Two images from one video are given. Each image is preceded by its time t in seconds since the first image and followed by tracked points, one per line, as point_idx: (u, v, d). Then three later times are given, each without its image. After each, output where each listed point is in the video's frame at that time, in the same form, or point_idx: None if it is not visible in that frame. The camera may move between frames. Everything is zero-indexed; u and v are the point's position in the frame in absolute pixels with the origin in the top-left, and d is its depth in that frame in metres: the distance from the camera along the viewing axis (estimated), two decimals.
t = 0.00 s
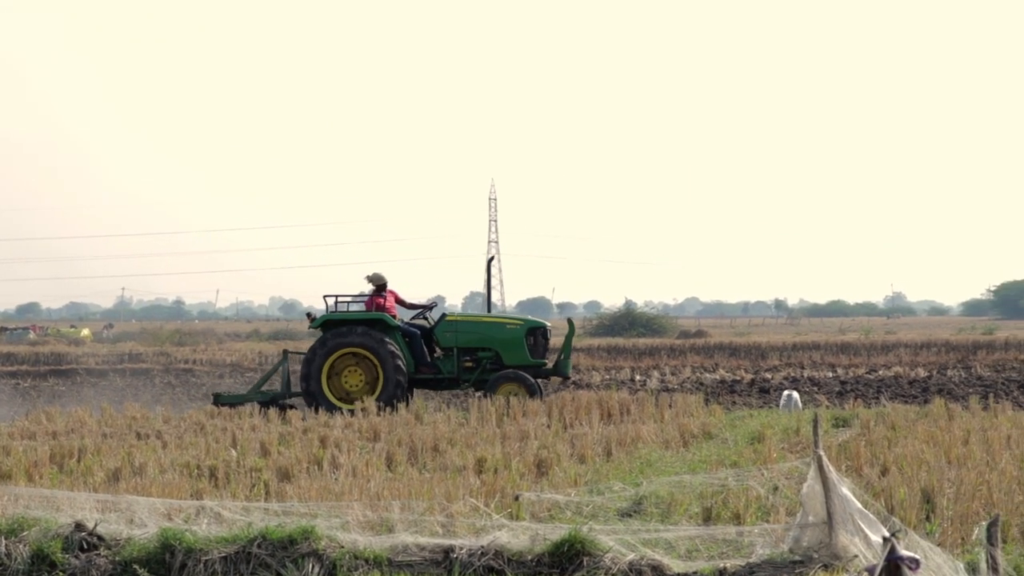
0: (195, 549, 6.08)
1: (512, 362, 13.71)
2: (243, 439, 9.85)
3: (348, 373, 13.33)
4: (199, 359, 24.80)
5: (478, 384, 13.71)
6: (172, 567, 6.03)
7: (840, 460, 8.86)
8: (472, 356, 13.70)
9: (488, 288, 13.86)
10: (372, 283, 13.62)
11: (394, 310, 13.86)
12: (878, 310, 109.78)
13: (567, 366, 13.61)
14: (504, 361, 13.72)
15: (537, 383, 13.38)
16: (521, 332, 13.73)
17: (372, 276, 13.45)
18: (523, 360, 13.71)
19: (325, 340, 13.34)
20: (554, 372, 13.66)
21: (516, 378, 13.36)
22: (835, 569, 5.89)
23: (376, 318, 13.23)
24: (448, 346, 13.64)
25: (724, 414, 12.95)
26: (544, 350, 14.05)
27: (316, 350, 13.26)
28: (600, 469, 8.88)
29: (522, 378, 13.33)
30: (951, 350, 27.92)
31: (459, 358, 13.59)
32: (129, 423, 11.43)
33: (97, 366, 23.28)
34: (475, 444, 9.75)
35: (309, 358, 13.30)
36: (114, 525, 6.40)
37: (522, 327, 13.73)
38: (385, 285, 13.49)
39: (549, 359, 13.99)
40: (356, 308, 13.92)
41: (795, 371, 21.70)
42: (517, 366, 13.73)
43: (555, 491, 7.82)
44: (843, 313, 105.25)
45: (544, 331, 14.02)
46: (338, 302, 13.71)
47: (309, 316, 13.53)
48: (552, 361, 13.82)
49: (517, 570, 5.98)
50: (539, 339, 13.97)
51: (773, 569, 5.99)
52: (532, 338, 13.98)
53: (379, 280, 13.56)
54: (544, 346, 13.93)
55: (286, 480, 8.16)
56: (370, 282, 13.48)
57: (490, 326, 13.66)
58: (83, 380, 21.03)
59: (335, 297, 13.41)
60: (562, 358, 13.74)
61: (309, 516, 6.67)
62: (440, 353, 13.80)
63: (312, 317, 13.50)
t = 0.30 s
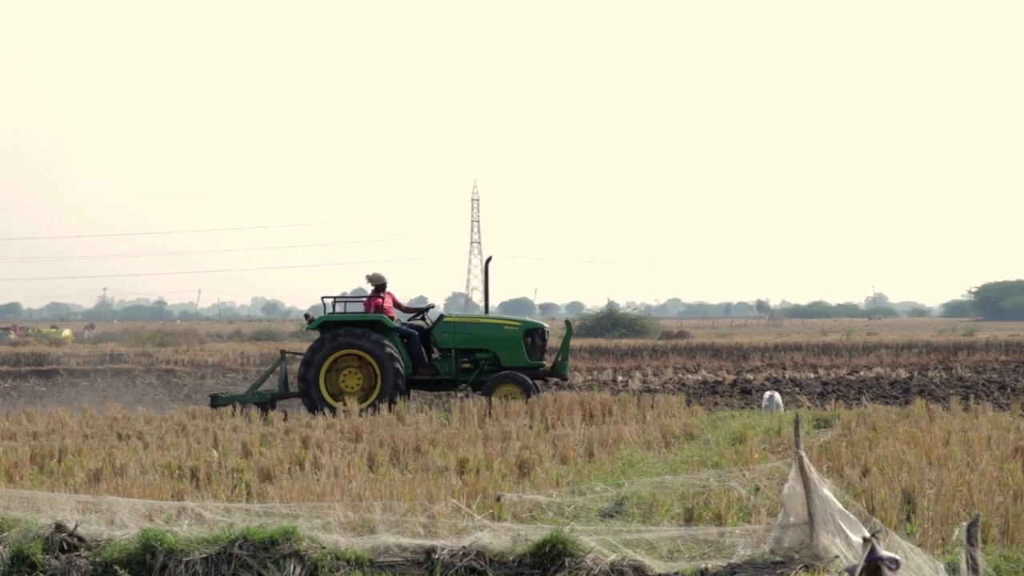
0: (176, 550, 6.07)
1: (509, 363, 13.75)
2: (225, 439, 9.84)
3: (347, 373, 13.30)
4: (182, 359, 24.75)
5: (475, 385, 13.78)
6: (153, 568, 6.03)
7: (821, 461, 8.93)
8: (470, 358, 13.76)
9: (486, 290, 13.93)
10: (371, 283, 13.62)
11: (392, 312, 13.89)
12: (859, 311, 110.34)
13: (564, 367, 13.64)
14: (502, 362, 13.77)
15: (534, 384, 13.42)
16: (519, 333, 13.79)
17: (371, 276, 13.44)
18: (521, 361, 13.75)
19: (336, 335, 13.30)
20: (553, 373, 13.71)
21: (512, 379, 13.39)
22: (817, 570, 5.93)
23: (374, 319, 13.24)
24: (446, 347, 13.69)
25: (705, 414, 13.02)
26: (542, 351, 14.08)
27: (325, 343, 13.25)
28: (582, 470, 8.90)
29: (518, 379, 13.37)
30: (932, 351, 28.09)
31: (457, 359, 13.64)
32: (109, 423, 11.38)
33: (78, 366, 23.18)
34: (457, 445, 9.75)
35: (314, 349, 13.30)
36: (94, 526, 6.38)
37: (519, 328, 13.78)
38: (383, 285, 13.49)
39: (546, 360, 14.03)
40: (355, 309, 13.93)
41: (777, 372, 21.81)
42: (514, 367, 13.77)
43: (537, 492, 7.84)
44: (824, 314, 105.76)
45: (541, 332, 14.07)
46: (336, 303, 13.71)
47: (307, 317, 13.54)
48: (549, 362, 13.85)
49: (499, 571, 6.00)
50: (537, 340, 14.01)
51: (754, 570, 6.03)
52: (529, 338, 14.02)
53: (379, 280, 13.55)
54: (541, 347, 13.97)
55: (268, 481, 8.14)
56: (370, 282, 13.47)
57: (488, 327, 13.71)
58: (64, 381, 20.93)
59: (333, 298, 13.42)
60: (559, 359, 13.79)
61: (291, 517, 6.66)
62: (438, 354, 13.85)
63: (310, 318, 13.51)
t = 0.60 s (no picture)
0: (159, 551, 6.06)
1: (507, 363, 13.84)
2: (209, 440, 9.82)
3: (348, 373, 13.30)
4: (165, 359, 24.63)
5: (473, 385, 13.88)
6: (135, 570, 6.01)
7: (805, 462, 8.97)
8: (468, 358, 13.87)
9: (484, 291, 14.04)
10: (370, 283, 13.61)
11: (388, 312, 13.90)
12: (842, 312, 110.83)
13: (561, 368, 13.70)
14: (500, 363, 13.86)
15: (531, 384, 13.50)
16: (516, 333, 13.88)
17: (370, 277, 13.44)
18: (519, 362, 13.84)
19: (348, 333, 13.27)
20: (552, 375, 13.75)
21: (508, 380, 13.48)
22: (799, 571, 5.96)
23: (372, 319, 13.24)
24: (445, 347, 13.80)
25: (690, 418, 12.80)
26: (540, 352, 14.17)
27: (336, 338, 13.24)
28: (566, 471, 8.91)
29: (514, 379, 13.44)
30: (915, 352, 28.24)
31: (455, 360, 13.75)
32: (93, 424, 11.33)
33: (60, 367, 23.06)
34: (441, 446, 9.75)
35: (324, 341, 13.30)
36: (77, 527, 6.36)
37: (517, 329, 13.87)
38: (382, 286, 13.49)
39: (544, 361, 14.11)
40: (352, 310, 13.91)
41: (760, 372, 21.92)
42: (512, 367, 13.86)
43: (520, 492, 7.85)
44: (806, 315, 106.20)
45: (539, 333, 14.15)
46: (334, 303, 13.67)
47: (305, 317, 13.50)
48: (546, 362, 13.93)
49: (482, 572, 6.01)
50: (534, 340, 14.10)
51: (737, 570, 6.06)
52: (527, 339, 14.11)
53: (379, 281, 13.54)
54: (539, 348, 14.06)
55: (251, 481, 8.13)
56: (369, 283, 13.47)
57: (486, 327, 13.80)
58: (47, 381, 20.81)
59: (331, 298, 13.39)
60: (557, 360, 13.86)
61: (274, 518, 6.65)
62: (436, 355, 13.94)
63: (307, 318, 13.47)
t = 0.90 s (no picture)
0: (142, 553, 6.05)
1: (506, 363, 13.90)
2: (192, 441, 9.81)
3: (347, 373, 13.31)
4: (147, 360, 24.52)
5: (472, 386, 13.92)
6: (118, 571, 6.00)
7: (788, 463, 9.02)
8: (467, 358, 13.93)
9: (484, 292, 14.10)
10: (369, 283, 13.61)
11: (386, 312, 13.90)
12: (825, 313, 111.40)
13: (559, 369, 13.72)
14: (499, 363, 13.93)
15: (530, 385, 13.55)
16: (515, 334, 13.93)
17: (369, 277, 13.45)
18: (518, 363, 13.90)
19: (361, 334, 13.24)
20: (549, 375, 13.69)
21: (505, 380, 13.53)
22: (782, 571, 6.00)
23: (371, 319, 13.25)
24: (444, 347, 13.86)
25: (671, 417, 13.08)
26: (539, 353, 14.24)
27: (349, 336, 13.21)
28: (549, 472, 8.94)
29: (510, 379, 13.50)
30: (899, 352, 28.40)
31: (453, 360, 13.81)
32: (76, 425, 11.29)
33: (42, 368, 22.92)
34: (425, 447, 9.76)
35: (336, 335, 13.28)
36: (59, 528, 6.35)
37: (516, 329, 13.92)
38: (381, 286, 13.49)
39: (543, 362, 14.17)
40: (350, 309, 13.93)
41: (745, 373, 22.00)
42: (510, 368, 13.91)
43: (504, 493, 7.87)
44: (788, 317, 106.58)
45: (538, 334, 14.20)
46: (331, 302, 13.68)
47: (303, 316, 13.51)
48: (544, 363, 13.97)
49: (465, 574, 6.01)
50: (534, 341, 14.17)
51: (721, 571, 6.10)
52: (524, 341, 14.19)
53: (378, 280, 13.54)
54: (538, 349, 14.13)
55: (235, 483, 8.12)
56: (368, 282, 13.48)
57: (485, 328, 13.87)
58: (29, 382, 20.68)
59: (329, 298, 13.39)
60: (555, 361, 13.89)
61: (257, 519, 6.65)
62: (434, 355, 13.98)
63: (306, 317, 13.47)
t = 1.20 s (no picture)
0: (125, 554, 6.04)
1: (506, 366, 13.92)
2: (176, 442, 9.78)
3: (349, 374, 13.33)
4: (132, 361, 24.42)
5: (471, 388, 13.92)
6: (101, 573, 5.99)
7: (772, 464, 9.08)
8: (466, 360, 13.94)
9: (484, 294, 14.12)
10: (367, 283, 13.61)
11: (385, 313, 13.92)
12: (809, 315, 111.83)
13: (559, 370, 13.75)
14: (499, 365, 13.95)
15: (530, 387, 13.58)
16: (515, 336, 13.94)
17: (369, 277, 13.46)
18: (518, 365, 13.92)
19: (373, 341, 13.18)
20: (549, 377, 13.65)
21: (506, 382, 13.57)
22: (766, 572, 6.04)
23: (371, 319, 13.28)
24: (443, 349, 13.88)
25: (656, 418, 13.17)
26: (538, 355, 14.28)
27: (362, 340, 13.18)
28: (533, 473, 8.97)
29: (512, 380, 13.53)
30: (882, 354, 28.56)
31: (453, 361, 13.81)
32: (59, 426, 11.23)
33: (25, 368, 22.78)
34: (409, 448, 9.77)
35: (349, 335, 13.27)
36: (42, 530, 6.33)
37: (516, 331, 13.93)
38: (380, 286, 13.51)
39: (542, 364, 14.19)
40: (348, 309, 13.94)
41: (729, 374, 22.11)
42: (510, 369, 13.93)
43: (488, 495, 7.88)
44: (772, 318, 106.93)
45: (537, 335, 14.22)
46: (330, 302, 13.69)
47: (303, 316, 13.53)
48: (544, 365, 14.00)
49: None
50: (533, 343, 14.19)
51: (705, 572, 6.13)
52: (524, 342, 14.21)
53: (378, 281, 13.55)
54: (538, 351, 14.16)
55: (219, 484, 8.11)
56: (368, 283, 13.49)
57: (485, 330, 13.89)
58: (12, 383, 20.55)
59: (328, 298, 13.40)
60: (554, 363, 13.92)
61: (240, 521, 6.64)
62: (434, 356, 14.00)
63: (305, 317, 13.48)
